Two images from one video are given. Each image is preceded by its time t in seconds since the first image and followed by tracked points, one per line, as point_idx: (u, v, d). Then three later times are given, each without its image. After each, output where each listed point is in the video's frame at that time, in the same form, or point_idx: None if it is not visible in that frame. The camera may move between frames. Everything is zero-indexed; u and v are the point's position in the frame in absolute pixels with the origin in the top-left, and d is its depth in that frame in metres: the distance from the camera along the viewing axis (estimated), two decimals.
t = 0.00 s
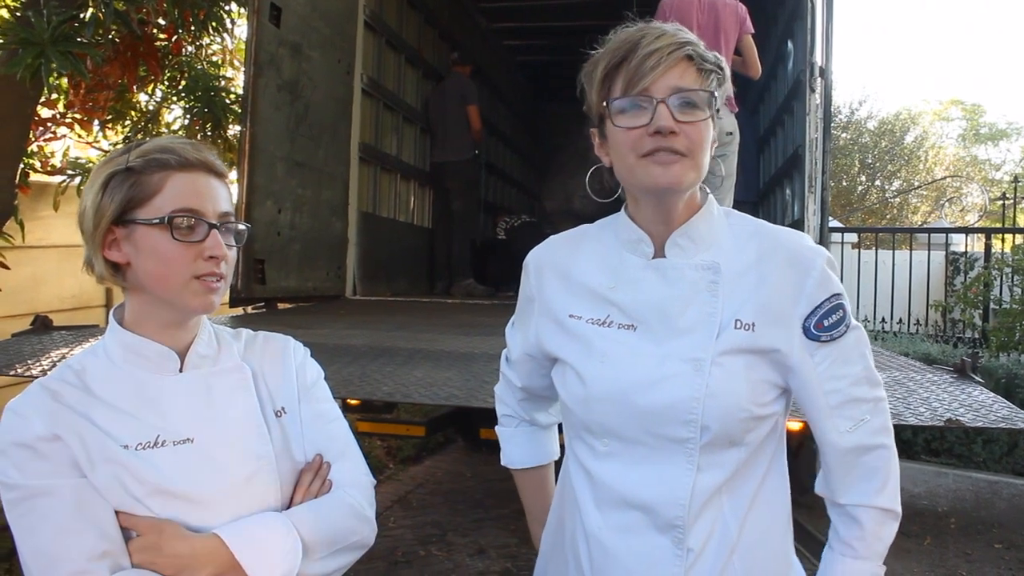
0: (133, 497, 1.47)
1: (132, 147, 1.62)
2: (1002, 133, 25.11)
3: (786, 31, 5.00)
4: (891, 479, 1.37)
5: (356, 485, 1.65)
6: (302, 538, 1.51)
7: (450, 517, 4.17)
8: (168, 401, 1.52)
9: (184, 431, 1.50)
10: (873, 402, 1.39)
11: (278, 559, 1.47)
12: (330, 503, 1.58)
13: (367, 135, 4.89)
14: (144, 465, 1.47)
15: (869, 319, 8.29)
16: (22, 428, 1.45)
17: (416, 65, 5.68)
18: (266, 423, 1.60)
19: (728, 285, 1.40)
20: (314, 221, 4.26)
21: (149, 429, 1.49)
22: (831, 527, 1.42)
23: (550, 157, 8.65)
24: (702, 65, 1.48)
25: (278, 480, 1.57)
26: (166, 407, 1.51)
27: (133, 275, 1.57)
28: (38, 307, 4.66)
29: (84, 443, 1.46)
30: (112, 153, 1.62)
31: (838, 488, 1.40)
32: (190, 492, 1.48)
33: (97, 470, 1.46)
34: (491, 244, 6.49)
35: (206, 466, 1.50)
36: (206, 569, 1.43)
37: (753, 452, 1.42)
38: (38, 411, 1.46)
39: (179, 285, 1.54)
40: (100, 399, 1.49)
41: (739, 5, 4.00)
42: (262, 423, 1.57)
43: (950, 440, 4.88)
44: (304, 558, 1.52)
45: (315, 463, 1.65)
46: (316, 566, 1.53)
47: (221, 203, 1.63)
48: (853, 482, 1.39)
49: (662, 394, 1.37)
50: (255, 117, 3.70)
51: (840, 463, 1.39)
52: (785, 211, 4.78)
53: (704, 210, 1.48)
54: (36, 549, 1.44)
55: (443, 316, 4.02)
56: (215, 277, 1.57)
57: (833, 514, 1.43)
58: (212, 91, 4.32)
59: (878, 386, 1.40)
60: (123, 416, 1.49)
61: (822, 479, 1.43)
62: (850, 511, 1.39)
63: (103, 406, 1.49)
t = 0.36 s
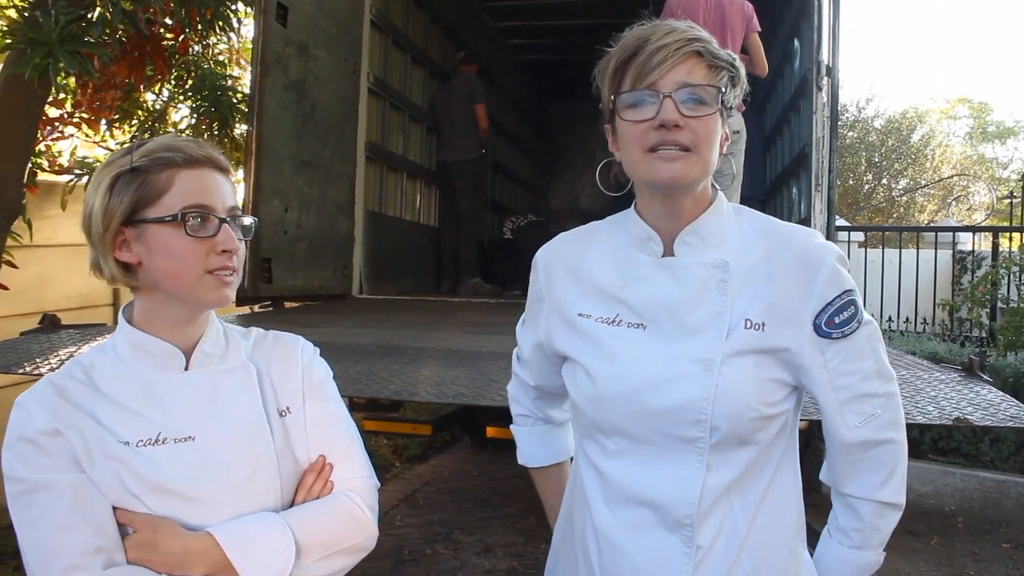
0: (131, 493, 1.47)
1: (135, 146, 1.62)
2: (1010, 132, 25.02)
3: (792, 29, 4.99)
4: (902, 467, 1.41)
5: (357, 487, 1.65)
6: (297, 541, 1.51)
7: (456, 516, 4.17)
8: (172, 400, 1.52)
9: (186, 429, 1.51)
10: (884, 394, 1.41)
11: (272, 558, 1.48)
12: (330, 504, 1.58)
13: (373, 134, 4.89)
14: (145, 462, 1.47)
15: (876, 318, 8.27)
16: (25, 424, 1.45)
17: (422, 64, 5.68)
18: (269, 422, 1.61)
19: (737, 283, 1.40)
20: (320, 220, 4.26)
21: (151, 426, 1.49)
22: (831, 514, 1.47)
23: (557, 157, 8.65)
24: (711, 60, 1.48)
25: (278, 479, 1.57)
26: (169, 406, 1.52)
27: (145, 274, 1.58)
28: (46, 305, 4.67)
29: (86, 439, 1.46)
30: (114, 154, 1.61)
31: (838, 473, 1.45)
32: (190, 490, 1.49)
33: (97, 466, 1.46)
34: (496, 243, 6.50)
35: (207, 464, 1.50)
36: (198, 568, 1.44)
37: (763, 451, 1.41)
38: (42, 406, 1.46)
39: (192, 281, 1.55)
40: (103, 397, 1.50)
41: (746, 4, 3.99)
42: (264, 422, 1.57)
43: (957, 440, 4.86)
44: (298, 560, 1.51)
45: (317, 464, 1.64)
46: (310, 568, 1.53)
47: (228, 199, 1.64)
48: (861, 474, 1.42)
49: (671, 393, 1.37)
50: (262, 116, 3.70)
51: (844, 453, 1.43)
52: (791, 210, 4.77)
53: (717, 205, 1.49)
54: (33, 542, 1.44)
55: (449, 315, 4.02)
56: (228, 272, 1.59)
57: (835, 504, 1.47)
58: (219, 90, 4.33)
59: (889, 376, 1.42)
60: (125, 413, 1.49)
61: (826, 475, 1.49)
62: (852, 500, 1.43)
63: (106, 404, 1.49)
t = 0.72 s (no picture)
0: (146, 488, 1.47)
1: (136, 141, 1.61)
2: (1017, 128, 24.92)
3: (799, 25, 4.98)
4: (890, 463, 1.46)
5: (364, 474, 1.68)
6: (314, 526, 1.53)
7: (462, 512, 4.18)
8: (179, 394, 1.53)
9: (194, 422, 1.51)
10: (878, 392, 1.44)
11: (291, 547, 1.49)
12: (340, 491, 1.60)
13: (378, 130, 4.89)
14: (156, 457, 1.47)
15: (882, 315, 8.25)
16: (33, 421, 1.44)
17: (428, 61, 5.68)
18: (276, 415, 1.61)
19: (744, 281, 1.40)
20: (326, 216, 4.26)
21: (159, 421, 1.49)
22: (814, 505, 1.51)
23: (562, 153, 8.65)
24: (711, 55, 1.47)
25: (288, 469, 1.59)
26: (177, 400, 1.52)
27: (148, 269, 1.58)
28: (53, 301, 4.67)
29: (97, 434, 1.46)
30: (117, 149, 1.61)
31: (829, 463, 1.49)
32: (203, 483, 1.49)
33: (109, 460, 1.46)
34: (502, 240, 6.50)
35: (217, 457, 1.51)
36: (220, 558, 1.44)
37: (768, 447, 1.41)
38: (49, 403, 1.45)
39: (198, 276, 1.56)
40: (111, 393, 1.50)
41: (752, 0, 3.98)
42: (271, 414, 1.58)
43: (963, 437, 4.85)
44: (318, 545, 1.53)
45: (324, 453, 1.66)
46: (329, 553, 1.55)
47: (229, 194, 1.64)
48: (853, 469, 1.46)
49: (677, 390, 1.37)
50: (268, 112, 3.70)
51: (835, 447, 1.46)
52: (797, 206, 4.76)
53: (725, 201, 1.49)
54: (50, 540, 1.42)
55: (455, 311, 4.02)
56: (231, 267, 1.60)
57: (820, 493, 1.51)
58: (225, 86, 4.34)
59: (884, 373, 1.44)
60: (134, 409, 1.49)
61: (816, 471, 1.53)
62: (838, 493, 1.48)
63: (115, 399, 1.49)
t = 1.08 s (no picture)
0: (151, 481, 1.47)
1: (142, 140, 1.62)
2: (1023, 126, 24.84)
3: (805, 23, 4.96)
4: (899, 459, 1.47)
5: (369, 469, 1.68)
6: (318, 521, 1.53)
7: (467, 511, 4.18)
8: (185, 389, 1.53)
9: (199, 417, 1.52)
10: (885, 389, 1.45)
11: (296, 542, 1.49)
12: (346, 486, 1.61)
13: (384, 128, 4.89)
14: (162, 450, 1.47)
15: (887, 313, 8.24)
16: (40, 415, 1.45)
17: (433, 59, 5.68)
18: (282, 411, 1.62)
19: (750, 278, 1.40)
20: (331, 213, 4.27)
21: (165, 415, 1.50)
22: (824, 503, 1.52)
23: (567, 151, 8.65)
24: (715, 54, 1.46)
25: (293, 464, 1.59)
26: (183, 395, 1.52)
27: (156, 266, 1.58)
28: (59, 298, 4.68)
29: (102, 428, 1.46)
30: (124, 147, 1.62)
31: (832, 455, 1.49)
32: (207, 477, 1.49)
33: (115, 454, 1.46)
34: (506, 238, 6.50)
35: (222, 451, 1.51)
36: (224, 550, 1.45)
37: (771, 445, 1.42)
38: (55, 397, 1.46)
39: (206, 273, 1.57)
40: (116, 387, 1.50)
41: None
42: (276, 409, 1.58)
43: (968, 436, 4.84)
44: (321, 540, 1.53)
45: (328, 448, 1.66)
46: (335, 547, 1.55)
47: (235, 192, 1.64)
48: (863, 465, 1.47)
49: (682, 387, 1.37)
50: (274, 110, 3.71)
51: (839, 442, 1.47)
52: (803, 205, 4.75)
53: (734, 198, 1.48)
54: (56, 532, 1.42)
55: (459, 309, 4.02)
56: (239, 264, 1.60)
57: (828, 492, 1.51)
58: (232, 84, 4.36)
59: (888, 369, 1.46)
60: (140, 403, 1.49)
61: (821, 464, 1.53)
62: (846, 489, 1.48)
63: (122, 394, 1.49)
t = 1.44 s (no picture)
0: (158, 479, 1.48)
1: (151, 139, 1.61)
2: None
3: (809, 20, 4.95)
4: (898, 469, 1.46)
5: (376, 468, 1.68)
6: (322, 520, 1.53)
7: (471, 509, 4.18)
8: (192, 385, 1.53)
9: (207, 414, 1.52)
10: (886, 395, 1.43)
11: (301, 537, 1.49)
12: (353, 485, 1.60)
13: (387, 126, 4.89)
14: (168, 448, 1.48)
15: (892, 311, 8.23)
16: (49, 413, 1.45)
17: (436, 57, 5.68)
18: (289, 409, 1.62)
19: (757, 274, 1.39)
20: (335, 212, 4.27)
21: (172, 413, 1.50)
22: (829, 520, 1.51)
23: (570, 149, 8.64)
24: (720, 61, 1.45)
25: (299, 463, 1.59)
26: (189, 391, 1.52)
27: (166, 264, 1.59)
28: (63, 298, 4.69)
29: (110, 426, 1.47)
30: (133, 146, 1.61)
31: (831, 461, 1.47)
32: (213, 474, 1.50)
33: (123, 452, 1.47)
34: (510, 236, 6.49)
35: (228, 448, 1.51)
36: (228, 548, 1.45)
37: (776, 440, 1.41)
38: (63, 394, 1.47)
39: (215, 271, 1.57)
40: (124, 384, 1.51)
41: None
42: (284, 407, 1.58)
43: (973, 433, 4.83)
44: (326, 538, 1.53)
45: (336, 447, 1.66)
46: (339, 547, 1.55)
47: (243, 190, 1.64)
48: (862, 474, 1.44)
49: (687, 381, 1.37)
50: (277, 108, 3.71)
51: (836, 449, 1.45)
52: (807, 202, 4.74)
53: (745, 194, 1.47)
54: (63, 528, 1.43)
55: (463, 307, 4.02)
56: (248, 261, 1.61)
57: (834, 510, 1.50)
58: (236, 83, 4.34)
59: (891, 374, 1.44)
60: (147, 401, 1.50)
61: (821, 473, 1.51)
62: (852, 502, 1.47)
63: (129, 391, 1.50)
